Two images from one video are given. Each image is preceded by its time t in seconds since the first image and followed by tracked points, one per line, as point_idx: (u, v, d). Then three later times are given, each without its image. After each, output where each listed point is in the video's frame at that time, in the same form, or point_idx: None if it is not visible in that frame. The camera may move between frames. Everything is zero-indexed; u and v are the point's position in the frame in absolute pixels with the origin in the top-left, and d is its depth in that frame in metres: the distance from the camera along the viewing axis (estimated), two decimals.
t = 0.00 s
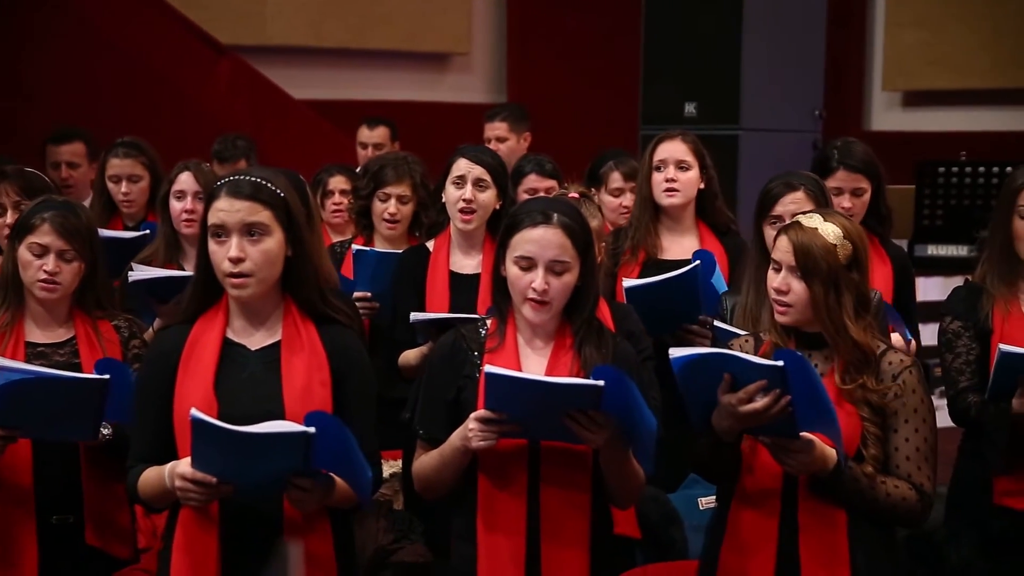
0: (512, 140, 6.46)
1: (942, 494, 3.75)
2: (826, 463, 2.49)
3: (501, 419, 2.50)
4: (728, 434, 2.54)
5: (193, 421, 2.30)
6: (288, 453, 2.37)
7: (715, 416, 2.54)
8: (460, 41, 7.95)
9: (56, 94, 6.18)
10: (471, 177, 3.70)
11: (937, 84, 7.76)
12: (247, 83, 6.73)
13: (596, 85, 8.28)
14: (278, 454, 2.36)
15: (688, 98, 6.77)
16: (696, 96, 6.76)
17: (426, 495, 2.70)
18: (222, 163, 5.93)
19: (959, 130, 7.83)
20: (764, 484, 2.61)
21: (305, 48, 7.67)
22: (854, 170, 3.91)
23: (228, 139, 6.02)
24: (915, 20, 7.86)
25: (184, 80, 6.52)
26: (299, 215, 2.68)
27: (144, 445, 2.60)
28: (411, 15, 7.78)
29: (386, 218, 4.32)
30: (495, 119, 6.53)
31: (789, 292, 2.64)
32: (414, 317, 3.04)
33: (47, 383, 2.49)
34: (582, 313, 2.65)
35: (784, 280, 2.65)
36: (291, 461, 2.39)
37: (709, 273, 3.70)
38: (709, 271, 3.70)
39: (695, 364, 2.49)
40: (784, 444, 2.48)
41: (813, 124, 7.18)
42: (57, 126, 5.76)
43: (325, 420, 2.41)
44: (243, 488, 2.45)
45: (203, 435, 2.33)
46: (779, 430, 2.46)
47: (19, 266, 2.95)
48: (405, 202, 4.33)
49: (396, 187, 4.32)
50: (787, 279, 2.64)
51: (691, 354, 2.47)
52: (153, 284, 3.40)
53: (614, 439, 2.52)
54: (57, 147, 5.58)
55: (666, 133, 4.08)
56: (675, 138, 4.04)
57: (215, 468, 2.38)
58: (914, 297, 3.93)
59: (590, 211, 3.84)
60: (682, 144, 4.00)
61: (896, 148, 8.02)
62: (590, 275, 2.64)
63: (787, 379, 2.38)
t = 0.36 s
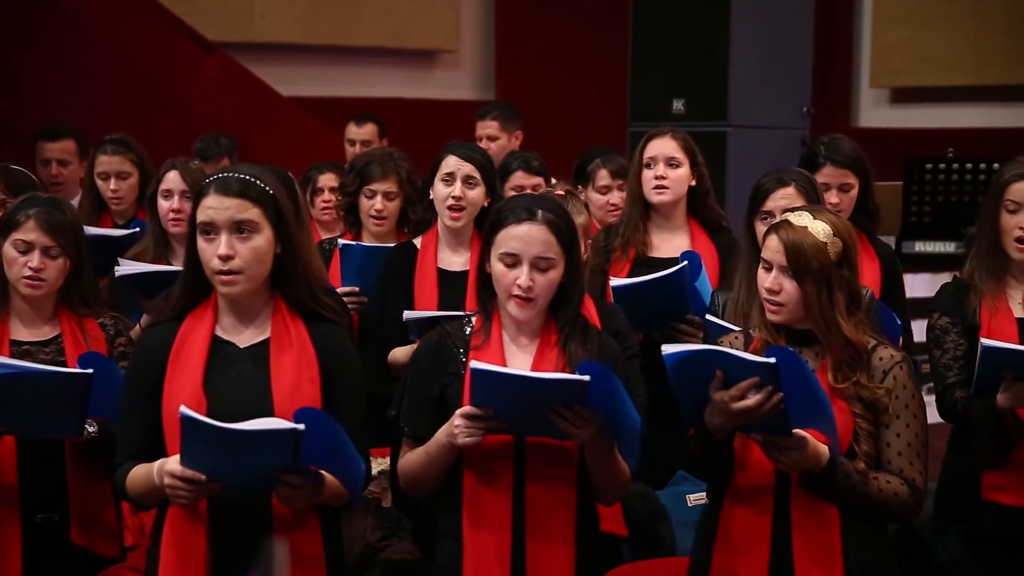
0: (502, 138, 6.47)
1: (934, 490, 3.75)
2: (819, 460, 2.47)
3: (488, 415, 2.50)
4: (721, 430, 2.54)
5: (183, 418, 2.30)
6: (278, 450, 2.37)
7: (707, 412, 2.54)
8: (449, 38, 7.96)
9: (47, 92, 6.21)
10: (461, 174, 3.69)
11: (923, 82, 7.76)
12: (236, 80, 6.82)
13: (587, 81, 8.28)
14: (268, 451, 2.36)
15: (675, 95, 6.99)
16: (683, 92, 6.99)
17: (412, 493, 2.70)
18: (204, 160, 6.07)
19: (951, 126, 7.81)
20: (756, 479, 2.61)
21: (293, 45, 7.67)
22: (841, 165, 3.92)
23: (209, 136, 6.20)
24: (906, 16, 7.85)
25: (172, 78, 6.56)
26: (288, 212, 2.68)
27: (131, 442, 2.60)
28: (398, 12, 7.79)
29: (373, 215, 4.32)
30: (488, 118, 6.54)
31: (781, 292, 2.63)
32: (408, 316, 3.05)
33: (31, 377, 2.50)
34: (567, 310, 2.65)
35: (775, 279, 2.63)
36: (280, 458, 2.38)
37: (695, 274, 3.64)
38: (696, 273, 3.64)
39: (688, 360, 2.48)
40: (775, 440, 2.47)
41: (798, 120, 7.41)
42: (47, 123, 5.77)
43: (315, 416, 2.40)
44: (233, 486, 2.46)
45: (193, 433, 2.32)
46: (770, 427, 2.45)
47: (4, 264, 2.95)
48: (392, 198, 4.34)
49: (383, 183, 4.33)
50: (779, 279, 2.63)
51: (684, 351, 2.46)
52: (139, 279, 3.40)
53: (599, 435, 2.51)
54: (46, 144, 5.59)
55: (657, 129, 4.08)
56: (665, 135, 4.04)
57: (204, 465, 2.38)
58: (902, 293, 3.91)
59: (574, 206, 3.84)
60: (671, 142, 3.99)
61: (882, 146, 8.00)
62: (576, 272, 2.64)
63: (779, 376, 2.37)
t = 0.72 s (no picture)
0: (487, 136, 6.48)
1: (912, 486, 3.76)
2: (800, 458, 2.46)
3: (462, 414, 2.50)
4: (704, 430, 2.52)
5: (161, 417, 2.28)
6: (257, 450, 2.35)
7: (690, 412, 2.51)
8: (428, 36, 7.92)
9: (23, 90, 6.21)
10: (439, 173, 3.69)
11: (904, 81, 7.73)
12: (214, 81, 6.89)
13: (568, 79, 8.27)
14: (247, 452, 2.35)
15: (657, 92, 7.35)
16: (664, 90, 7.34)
17: (387, 490, 2.69)
18: (182, 158, 6.06)
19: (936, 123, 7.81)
20: (738, 478, 2.59)
21: (271, 43, 7.67)
22: (817, 162, 3.92)
23: (187, 133, 6.19)
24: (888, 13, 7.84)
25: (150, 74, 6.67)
26: (267, 210, 2.68)
27: (108, 441, 2.58)
28: (376, 10, 7.78)
29: (350, 215, 4.35)
30: (472, 115, 6.54)
31: (762, 292, 2.60)
32: (385, 314, 3.05)
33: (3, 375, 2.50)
34: (542, 308, 2.65)
35: (756, 280, 2.60)
36: (259, 458, 2.37)
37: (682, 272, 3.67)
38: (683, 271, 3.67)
39: (670, 360, 2.44)
40: (757, 439, 2.45)
41: (780, 119, 7.93)
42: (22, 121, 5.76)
43: (297, 413, 2.41)
44: (211, 485, 2.45)
45: (172, 432, 2.31)
46: (752, 426, 2.44)
47: None
48: (369, 198, 4.36)
49: (360, 183, 4.35)
50: (760, 280, 2.60)
51: (666, 351, 2.42)
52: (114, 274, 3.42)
53: (574, 434, 2.52)
54: (21, 142, 5.58)
55: (639, 127, 4.09)
56: (647, 133, 4.04)
57: (182, 464, 2.37)
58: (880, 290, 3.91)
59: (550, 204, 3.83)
60: (653, 140, 3.99)
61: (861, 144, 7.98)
62: (550, 271, 2.65)
63: (761, 376, 2.35)
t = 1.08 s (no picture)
0: (467, 134, 6.46)
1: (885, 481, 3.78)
2: (777, 456, 2.43)
3: (435, 411, 2.49)
4: (682, 429, 2.49)
5: (135, 416, 2.27)
6: (230, 448, 2.34)
7: (668, 411, 2.48)
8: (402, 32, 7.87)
9: None
10: (410, 168, 3.67)
11: (878, 77, 7.71)
12: (186, 72, 6.87)
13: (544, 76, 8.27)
14: (221, 450, 2.34)
15: (630, 91, 7.63)
16: (637, 89, 7.63)
17: (359, 488, 2.68)
18: (161, 155, 6.04)
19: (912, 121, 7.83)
20: (716, 476, 2.56)
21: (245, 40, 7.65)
22: (788, 158, 3.93)
23: (167, 128, 6.15)
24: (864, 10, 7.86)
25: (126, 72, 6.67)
26: (241, 208, 2.66)
27: (80, 440, 2.57)
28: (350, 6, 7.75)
29: (324, 210, 4.36)
30: (451, 113, 6.52)
31: (740, 290, 2.57)
32: (351, 313, 3.05)
33: None
34: (515, 305, 2.65)
35: (734, 278, 2.57)
36: (232, 456, 2.36)
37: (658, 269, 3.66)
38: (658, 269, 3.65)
39: (647, 360, 2.41)
40: (734, 438, 2.42)
41: (753, 116, 8.18)
42: None
43: (269, 413, 2.40)
44: (184, 484, 2.43)
45: (144, 430, 2.30)
46: (730, 425, 2.40)
47: None
48: (342, 193, 4.38)
49: (332, 177, 4.37)
50: (737, 279, 2.57)
51: (644, 352, 2.39)
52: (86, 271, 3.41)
53: (546, 431, 2.51)
54: None
55: (613, 125, 4.08)
56: (620, 131, 4.04)
57: (154, 463, 2.35)
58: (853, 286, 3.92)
59: (523, 201, 3.83)
60: (626, 138, 3.99)
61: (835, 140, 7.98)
62: (522, 267, 2.64)
63: (739, 376, 2.31)
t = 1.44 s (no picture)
0: (451, 130, 6.47)
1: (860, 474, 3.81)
2: (759, 449, 2.43)
3: (413, 405, 2.48)
4: (663, 421, 2.49)
5: (113, 413, 2.25)
6: (208, 443, 2.33)
7: (650, 403, 2.47)
8: (379, 27, 7.86)
9: None
10: (381, 158, 3.68)
11: (855, 72, 7.70)
12: (163, 67, 6.86)
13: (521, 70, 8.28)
14: (198, 445, 2.33)
15: (606, 85, 7.26)
16: (613, 82, 7.26)
17: (337, 482, 2.67)
18: (144, 148, 6.02)
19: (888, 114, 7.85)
20: (699, 468, 2.55)
21: (222, 34, 7.65)
22: (764, 151, 3.94)
23: (150, 122, 6.13)
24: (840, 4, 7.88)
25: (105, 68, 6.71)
26: (217, 201, 2.66)
27: (56, 436, 2.55)
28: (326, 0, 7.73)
29: (298, 202, 4.34)
30: (435, 108, 6.52)
31: (722, 284, 2.57)
32: (324, 310, 3.07)
33: None
34: (492, 299, 2.65)
35: (716, 272, 2.57)
36: (210, 451, 2.35)
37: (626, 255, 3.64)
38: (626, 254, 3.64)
39: (628, 353, 2.41)
40: (715, 430, 2.42)
41: (729, 110, 7.96)
42: None
43: (249, 409, 2.36)
44: (161, 480, 2.42)
45: (122, 426, 2.28)
46: (712, 417, 2.40)
47: None
48: (315, 184, 4.37)
49: (305, 169, 4.35)
50: (719, 272, 2.56)
51: (625, 343, 2.38)
52: (63, 262, 3.40)
53: (524, 424, 2.51)
54: None
55: (592, 119, 4.08)
56: (599, 125, 4.03)
57: (131, 460, 2.34)
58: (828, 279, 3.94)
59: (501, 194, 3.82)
60: (605, 132, 3.99)
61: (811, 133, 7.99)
62: (497, 262, 2.64)
63: (720, 368, 2.31)
